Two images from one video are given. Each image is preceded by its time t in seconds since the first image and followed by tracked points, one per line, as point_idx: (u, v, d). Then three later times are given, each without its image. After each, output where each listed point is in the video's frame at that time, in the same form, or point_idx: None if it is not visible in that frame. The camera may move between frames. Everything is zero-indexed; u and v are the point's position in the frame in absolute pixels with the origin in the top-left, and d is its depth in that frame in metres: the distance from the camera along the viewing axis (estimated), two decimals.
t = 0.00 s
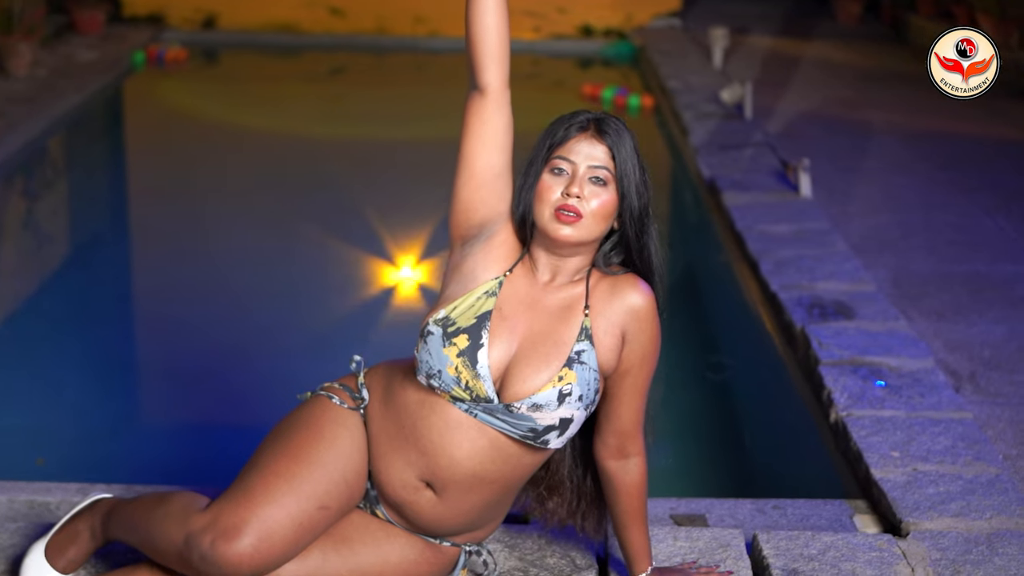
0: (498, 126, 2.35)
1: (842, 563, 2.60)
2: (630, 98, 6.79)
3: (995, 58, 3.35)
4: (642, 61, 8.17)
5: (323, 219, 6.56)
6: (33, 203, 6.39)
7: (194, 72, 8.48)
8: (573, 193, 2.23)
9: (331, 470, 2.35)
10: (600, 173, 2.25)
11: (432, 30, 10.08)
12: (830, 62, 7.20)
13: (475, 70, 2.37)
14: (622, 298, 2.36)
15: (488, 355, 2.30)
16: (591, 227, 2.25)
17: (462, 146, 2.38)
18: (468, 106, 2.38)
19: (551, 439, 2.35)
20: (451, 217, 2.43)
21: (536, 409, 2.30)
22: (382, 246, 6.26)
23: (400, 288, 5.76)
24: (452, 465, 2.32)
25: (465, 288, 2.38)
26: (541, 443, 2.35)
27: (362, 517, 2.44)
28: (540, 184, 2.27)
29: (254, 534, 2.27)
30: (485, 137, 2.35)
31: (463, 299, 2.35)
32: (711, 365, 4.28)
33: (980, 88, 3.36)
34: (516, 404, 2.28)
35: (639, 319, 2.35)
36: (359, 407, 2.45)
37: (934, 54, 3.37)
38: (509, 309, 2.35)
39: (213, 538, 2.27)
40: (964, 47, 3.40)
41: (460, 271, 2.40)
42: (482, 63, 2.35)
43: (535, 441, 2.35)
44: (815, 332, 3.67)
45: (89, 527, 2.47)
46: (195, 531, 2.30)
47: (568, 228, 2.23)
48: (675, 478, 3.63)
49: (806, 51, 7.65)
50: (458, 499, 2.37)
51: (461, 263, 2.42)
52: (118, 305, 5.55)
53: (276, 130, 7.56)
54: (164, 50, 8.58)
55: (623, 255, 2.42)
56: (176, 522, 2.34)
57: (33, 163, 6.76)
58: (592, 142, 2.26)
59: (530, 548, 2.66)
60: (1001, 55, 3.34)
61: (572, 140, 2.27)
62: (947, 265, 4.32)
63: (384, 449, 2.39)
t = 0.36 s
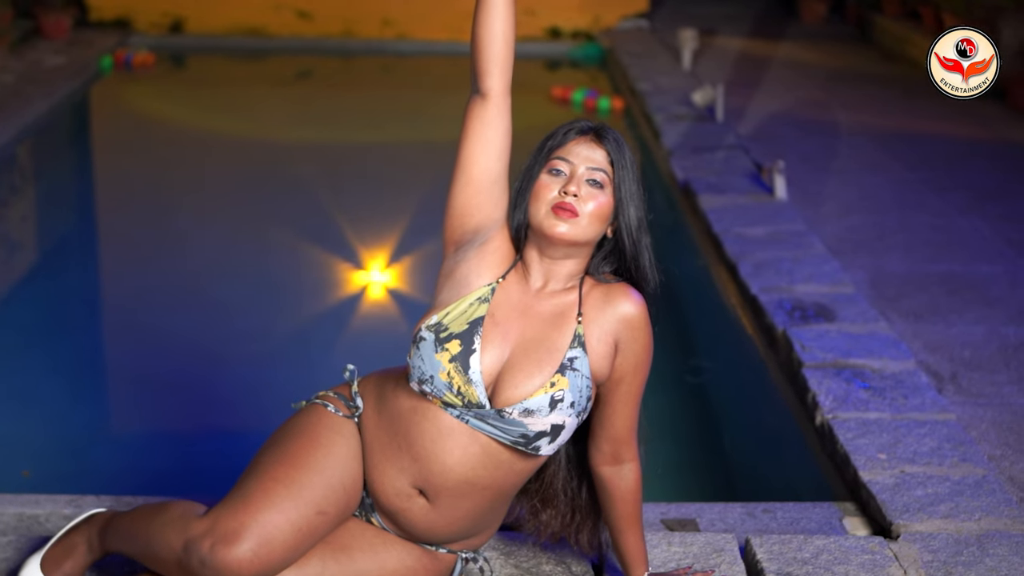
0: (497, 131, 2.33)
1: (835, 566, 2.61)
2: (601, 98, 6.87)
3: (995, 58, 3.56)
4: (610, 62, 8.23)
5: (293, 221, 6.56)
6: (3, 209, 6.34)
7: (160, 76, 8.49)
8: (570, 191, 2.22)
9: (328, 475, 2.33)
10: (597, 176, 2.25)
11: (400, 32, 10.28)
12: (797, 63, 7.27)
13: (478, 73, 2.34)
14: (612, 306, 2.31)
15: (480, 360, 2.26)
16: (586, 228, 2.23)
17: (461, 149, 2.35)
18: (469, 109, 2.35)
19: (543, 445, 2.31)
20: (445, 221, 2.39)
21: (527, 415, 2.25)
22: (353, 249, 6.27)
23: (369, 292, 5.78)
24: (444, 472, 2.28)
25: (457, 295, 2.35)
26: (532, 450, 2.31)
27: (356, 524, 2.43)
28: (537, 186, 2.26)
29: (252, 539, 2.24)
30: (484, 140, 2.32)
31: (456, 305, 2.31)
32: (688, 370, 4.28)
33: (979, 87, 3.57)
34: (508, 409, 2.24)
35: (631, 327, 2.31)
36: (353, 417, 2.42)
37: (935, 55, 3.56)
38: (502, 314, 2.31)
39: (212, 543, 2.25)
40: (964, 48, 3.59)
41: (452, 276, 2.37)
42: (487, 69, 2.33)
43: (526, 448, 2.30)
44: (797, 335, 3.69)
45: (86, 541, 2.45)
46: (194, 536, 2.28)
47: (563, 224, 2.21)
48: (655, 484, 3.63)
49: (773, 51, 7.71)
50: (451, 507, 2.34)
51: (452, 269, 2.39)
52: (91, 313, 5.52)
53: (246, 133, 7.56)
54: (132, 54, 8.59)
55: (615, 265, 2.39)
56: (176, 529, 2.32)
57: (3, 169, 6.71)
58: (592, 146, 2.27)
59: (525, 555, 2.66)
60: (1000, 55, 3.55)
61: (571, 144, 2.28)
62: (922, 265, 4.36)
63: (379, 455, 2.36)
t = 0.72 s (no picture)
0: (489, 137, 2.29)
1: (822, 567, 2.62)
2: (569, 99, 6.89)
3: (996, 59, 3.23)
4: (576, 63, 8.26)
5: (259, 224, 6.53)
6: None
7: (126, 79, 8.48)
8: (560, 192, 2.21)
9: (318, 477, 2.28)
10: (587, 178, 2.24)
11: (367, 34, 10.34)
12: (765, 64, 7.34)
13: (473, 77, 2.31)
14: (601, 311, 2.29)
15: (472, 368, 2.22)
16: (576, 229, 2.21)
17: (452, 154, 2.31)
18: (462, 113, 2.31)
19: (534, 451, 2.28)
20: (435, 227, 2.35)
21: (519, 421, 2.22)
22: (318, 251, 6.25)
23: (336, 293, 5.77)
24: (435, 478, 2.25)
25: (445, 302, 2.31)
26: (523, 456, 2.28)
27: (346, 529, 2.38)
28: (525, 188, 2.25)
29: (243, 539, 2.18)
30: (475, 146, 2.28)
31: (446, 312, 2.27)
32: (662, 370, 4.27)
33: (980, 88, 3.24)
34: (500, 416, 2.20)
35: (620, 332, 2.29)
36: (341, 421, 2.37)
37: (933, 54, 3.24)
38: (492, 321, 2.27)
39: (201, 542, 2.18)
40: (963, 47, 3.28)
41: (442, 283, 2.33)
42: (483, 74, 2.29)
43: (517, 454, 2.27)
44: (775, 336, 3.70)
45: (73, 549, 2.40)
46: (183, 537, 2.20)
47: (553, 223, 2.19)
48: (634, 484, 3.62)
49: (738, 52, 7.75)
50: (442, 514, 2.31)
51: (441, 275, 2.35)
52: (61, 317, 5.48)
53: (214, 135, 7.54)
54: (98, 57, 8.59)
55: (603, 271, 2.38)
56: (164, 531, 2.24)
57: None
58: (582, 150, 2.27)
59: (514, 560, 2.61)
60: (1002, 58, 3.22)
61: (561, 148, 2.27)
62: (896, 265, 4.39)
63: (369, 460, 2.31)
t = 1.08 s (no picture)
0: (471, 143, 2.23)
1: (810, 569, 2.61)
2: (537, 99, 6.89)
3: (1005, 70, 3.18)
4: (542, 63, 8.26)
5: (225, 226, 6.48)
6: None
7: (89, 82, 8.42)
8: (548, 191, 2.17)
9: (307, 483, 2.23)
10: (576, 181, 2.21)
11: (332, 35, 10.33)
12: (733, 63, 7.36)
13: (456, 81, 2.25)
14: (589, 316, 2.26)
15: (458, 375, 2.18)
16: (563, 230, 2.17)
17: (433, 160, 2.25)
18: (443, 118, 2.26)
19: (523, 459, 2.25)
20: (417, 234, 2.30)
21: (506, 429, 2.18)
22: (286, 252, 6.22)
23: (303, 294, 5.74)
24: (422, 487, 2.21)
25: (431, 310, 2.26)
26: (511, 464, 2.24)
27: (334, 536, 2.33)
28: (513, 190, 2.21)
29: (233, 547, 2.11)
30: (456, 152, 2.23)
31: (431, 319, 2.23)
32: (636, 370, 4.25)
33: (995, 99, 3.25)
34: (487, 424, 2.17)
35: (607, 338, 2.25)
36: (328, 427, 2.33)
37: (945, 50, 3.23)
38: (478, 328, 2.22)
39: (191, 551, 2.10)
40: (965, 48, 3.87)
41: (427, 291, 2.28)
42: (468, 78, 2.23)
43: (505, 461, 2.24)
44: (753, 336, 3.70)
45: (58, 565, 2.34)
46: (173, 546, 2.13)
47: (542, 221, 2.15)
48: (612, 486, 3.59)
49: (704, 51, 7.77)
50: (429, 523, 2.27)
51: (426, 283, 2.29)
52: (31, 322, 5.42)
53: (179, 137, 7.49)
54: (61, 60, 8.52)
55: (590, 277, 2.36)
56: (152, 542, 2.17)
57: None
58: (573, 154, 2.24)
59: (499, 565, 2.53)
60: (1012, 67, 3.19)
61: (551, 150, 2.25)
62: (870, 264, 4.40)
63: (357, 467, 2.27)
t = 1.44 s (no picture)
0: (451, 153, 2.19)
1: None
2: (504, 99, 6.86)
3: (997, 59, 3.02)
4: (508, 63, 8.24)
5: (188, 228, 6.40)
6: None
7: (50, 84, 8.34)
8: (534, 198, 2.14)
9: (287, 493, 2.16)
10: (562, 189, 2.17)
11: (295, 36, 10.28)
12: (699, 63, 7.35)
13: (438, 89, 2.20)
14: (574, 328, 2.20)
15: (441, 391, 2.13)
16: (548, 237, 2.13)
17: (413, 172, 2.21)
18: (423, 127, 2.21)
19: (509, 473, 2.20)
20: (398, 246, 2.26)
21: (492, 444, 2.13)
22: (250, 255, 6.15)
23: (269, 298, 5.68)
24: (406, 502, 2.16)
25: (415, 323, 2.21)
26: (497, 479, 2.20)
27: (316, 549, 2.26)
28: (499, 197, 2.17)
29: (213, 559, 2.03)
30: (435, 165, 2.19)
31: (413, 333, 2.18)
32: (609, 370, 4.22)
33: (981, 89, 3.05)
34: (472, 439, 2.12)
35: (594, 350, 2.21)
36: (309, 438, 2.27)
37: (932, 54, 3.04)
38: (461, 342, 2.18)
39: (169, 563, 2.01)
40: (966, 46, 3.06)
41: (409, 304, 2.24)
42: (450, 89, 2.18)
43: (492, 476, 2.19)
44: (730, 337, 3.67)
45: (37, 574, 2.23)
46: (151, 557, 2.03)
47: (527, 227, 2.11)
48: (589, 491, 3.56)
49: (667, 50, 7.75)
50: (413, 536, 2.23)
51: (408, 296, 2.26)
52: None
53: (142, 139, 7.42)
54: (22, 62, 8.43)
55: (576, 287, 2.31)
56: (128, 554, 2.07)
57: None
58: (559, 162, 2.21)
59: None
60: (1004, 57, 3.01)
61: (538, 158, 2.21)
62: (844, 263, 4.39)
63: (338, 481, 2.21)
